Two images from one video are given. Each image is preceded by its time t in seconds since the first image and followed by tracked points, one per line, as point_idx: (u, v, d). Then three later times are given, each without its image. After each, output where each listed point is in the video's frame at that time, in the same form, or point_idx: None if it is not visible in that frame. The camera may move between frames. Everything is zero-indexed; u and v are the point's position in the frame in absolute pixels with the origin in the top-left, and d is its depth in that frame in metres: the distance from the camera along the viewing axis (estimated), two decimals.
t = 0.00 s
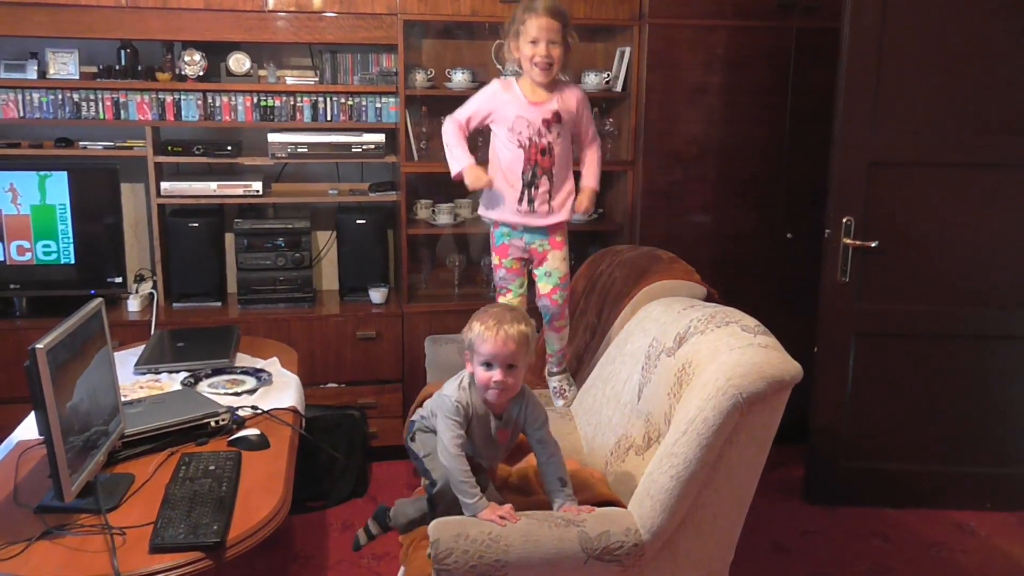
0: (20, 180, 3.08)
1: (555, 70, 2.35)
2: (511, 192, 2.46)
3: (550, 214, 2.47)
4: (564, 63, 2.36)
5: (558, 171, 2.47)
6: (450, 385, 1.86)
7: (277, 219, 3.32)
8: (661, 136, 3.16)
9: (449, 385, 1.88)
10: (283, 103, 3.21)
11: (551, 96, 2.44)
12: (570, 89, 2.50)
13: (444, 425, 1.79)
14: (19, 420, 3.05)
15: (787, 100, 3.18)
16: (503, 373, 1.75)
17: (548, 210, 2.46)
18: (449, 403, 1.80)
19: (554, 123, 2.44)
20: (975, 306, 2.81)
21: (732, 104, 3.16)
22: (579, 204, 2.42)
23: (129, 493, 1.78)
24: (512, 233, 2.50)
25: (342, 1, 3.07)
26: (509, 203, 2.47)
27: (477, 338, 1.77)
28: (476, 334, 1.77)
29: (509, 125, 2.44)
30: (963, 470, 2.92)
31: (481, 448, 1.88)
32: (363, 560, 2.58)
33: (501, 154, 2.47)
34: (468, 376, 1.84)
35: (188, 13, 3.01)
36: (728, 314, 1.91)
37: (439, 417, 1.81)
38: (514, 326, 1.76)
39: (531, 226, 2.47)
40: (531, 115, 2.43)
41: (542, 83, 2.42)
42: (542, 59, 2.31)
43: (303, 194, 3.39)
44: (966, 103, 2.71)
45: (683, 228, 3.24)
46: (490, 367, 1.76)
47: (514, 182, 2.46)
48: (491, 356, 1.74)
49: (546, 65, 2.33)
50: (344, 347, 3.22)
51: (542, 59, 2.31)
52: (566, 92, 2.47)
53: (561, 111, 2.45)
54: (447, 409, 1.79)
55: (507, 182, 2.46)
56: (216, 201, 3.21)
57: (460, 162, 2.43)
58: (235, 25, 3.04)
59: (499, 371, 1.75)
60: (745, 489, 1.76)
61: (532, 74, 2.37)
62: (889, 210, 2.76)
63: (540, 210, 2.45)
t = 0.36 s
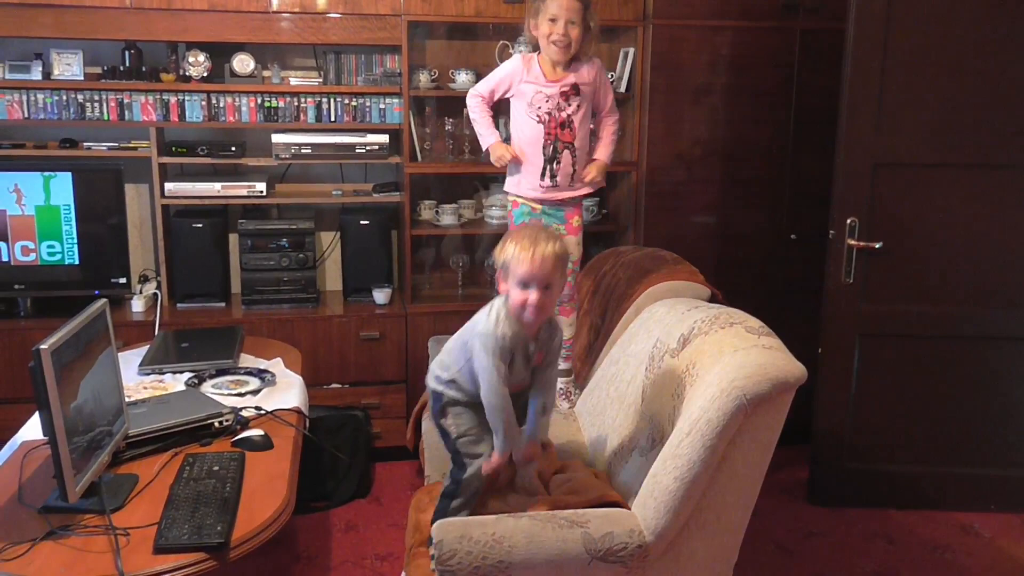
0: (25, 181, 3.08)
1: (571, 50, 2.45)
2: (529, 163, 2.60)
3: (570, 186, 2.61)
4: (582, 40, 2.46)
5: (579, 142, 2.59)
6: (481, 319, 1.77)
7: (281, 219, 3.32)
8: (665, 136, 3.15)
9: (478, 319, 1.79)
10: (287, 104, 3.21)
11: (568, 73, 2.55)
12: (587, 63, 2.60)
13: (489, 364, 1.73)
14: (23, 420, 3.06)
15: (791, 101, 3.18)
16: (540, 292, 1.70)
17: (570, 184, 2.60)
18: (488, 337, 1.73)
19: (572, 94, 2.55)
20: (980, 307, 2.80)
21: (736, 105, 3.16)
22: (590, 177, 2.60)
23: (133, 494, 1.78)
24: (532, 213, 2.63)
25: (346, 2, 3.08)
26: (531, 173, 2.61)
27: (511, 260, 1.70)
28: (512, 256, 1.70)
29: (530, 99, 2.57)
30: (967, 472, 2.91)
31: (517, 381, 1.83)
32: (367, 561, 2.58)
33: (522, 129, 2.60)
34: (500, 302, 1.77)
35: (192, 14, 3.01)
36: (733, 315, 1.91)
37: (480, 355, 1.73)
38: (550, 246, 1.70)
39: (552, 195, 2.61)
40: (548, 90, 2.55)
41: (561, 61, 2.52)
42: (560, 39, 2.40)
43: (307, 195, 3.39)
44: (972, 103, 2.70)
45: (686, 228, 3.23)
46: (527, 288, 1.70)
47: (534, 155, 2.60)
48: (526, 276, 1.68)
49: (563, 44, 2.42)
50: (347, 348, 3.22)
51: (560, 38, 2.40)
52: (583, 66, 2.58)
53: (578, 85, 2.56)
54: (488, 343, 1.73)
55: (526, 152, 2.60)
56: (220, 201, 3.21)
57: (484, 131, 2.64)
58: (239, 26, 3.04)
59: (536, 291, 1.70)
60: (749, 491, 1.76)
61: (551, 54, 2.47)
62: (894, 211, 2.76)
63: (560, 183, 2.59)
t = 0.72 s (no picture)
0: (30, 182, 3.09)
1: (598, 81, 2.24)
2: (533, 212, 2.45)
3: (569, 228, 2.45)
4: (606, 70, 2.26)
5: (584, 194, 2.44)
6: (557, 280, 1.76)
7: (285, 220, 3.33)
8: (669, 138, 3.15)
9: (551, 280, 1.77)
10: (291, 105, 3.22)
11: (590, 118, 2.37)
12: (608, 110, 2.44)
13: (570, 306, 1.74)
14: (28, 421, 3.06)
15: (795, 102, 3.17)
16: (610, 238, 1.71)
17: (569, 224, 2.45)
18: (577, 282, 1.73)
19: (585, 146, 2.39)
20: (985, 309, 2.80)
21: (740, 106, 3.16)
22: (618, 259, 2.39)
23: (138, 495, 1.79)
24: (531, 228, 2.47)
25: (350, 3, 3.08)
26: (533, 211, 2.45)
27: (579, 210, 1.72)
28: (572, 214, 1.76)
29: (542, 137, 2.39)
30: (971, 473, 2.91)
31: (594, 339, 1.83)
32: (371, 562, 2.58)
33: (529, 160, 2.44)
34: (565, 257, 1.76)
35: (196, 15, 3.02)
36: (736, 317, 1.91)
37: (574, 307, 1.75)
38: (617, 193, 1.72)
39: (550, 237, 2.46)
40: (565, 134, 2.38)
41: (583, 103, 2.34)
42: (583, 72, 2.20)
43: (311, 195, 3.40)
44: (976, 105, 2.69)
45: (691, 229, 3.23)
46: (597, 234, 1.71)
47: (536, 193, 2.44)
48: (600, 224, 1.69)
49: (588, 75, 2.22)
50: (352, 349, 3.22)
51: (584, 71, 2.20)
52: (605, 117, 2.41)
53: (596, 136, 2.40)
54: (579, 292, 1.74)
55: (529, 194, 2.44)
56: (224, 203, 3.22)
57: (500, 178, 2.38)
58: (243, 27, 3.05)
59: (606, 236, 1.70)
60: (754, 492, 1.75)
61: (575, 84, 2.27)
62: (898, 213, 2.76)
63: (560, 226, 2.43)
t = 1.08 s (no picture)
0: (35, 182, 3.10)
1: (603, 96, 2.32)
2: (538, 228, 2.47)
3: (574, 242, 2.49)
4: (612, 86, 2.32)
5: (588, 204, 2.48)
6: (630, 301, 1.86)
7: (290, 221, 3.33)
8: (673, 139, 3.15)
9: (631, 284, 1.86)
10: (296, 106, 3.22)
11: (595, 126, 2.44)
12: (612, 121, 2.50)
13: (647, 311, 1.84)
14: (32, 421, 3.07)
15: (800, 104, 3.17)
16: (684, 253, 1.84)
17: (572, 236, 2.48)
18: (674, 328, 1.81)
19: (591, 154, 2.44)
20: (990, 311, 2.79)
21: (745, 108, 3.16)
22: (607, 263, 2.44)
23: (142, 495, 1.79)
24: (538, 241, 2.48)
25: (355, 4, 3.09)
26: (538, 227, 2.47)
27: (654, 224, 1.83)
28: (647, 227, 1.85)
29: (547, 146, 2.44)
30: (976, 476, 2.90)
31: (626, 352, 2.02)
32: (374, 563, 2.58)
33: (535, 176, 2.47)
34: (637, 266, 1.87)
35: (201, 16, 3.02)
36: (741, 320, 1.91)
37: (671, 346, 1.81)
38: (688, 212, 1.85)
39: (557, 244, 2.48)
40: (571, 141, 2.43)
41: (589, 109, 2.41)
42: (592, 85, 2.28)
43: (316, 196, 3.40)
44: (981, 107, 2.69)
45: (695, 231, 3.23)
46: (673, 247, 1.83)
47: (542, 206, 2.47)
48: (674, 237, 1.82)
49: (594, 89, 2.30)
50: (355, 350, 3.22)
51: (591, 83, 2.28)
52: (610, 125, 2.47)
53: (601, 143, 2.46)
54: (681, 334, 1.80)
55: (536, 205, 2.47)
56: (228, 203, 3.22)
57: (500, 185, 2.43)
58: (248, 28, 3.05)
59: (682, 250, 1.83)
60: (757, 494, 1.75)
61: (580, 95, 2.34)
62: (903, 215, 2.75)
63: (565, 236, 2.47)
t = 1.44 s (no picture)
0: (39, 184, 3.10)
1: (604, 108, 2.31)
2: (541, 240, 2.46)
3: (576, 248, 2.52)
4: (612, 97, 2.33)
5: (587, 210, 2.52)
6: (622, 321, 1.83)
7: (293, 223, 3.33)
8: (676, 140, 3.15)
9: (618, 317, 1.84)
10: (299, 108, 3.22)
11: (595, 138, 2.43)
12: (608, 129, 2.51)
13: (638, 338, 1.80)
14: (36, 422, 3.07)
15: (803, 105, 3.17)
16: (675, 282, 1.87)
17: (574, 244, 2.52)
18: (669, 340, 1.77)
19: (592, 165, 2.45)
20: (994, 311, 2.79)
21: (748, 109, 3.15)
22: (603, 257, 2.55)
23: (146, 496, 1.79)
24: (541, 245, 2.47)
25: (358, 6, 3.09)
26: (542, 239, 2.46)
27: (644, 251, 1.88)
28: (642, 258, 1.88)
29: (549, 163, 2.41)
30: (980, 477, 2.90)
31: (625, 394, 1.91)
32: (377, 565, 2.58)
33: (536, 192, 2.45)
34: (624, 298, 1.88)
35: (204, 18, 3.03)
36: (740, 322, 1.91)
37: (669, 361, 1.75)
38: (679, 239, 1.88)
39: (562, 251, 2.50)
40: (572, 156, 2.42)
41: (588, 123, 2.40)
42: (594, 95, 2.26)
43: (319, 197, 3.41)
44: (985, 107, 2.69)
45: (698, 232, 3.23)
46: (662, 276, 1.86)
47: (547, 221, 2.47)
48: (664, 266, 1.85)
49: (595, 98, 2.28)
50: (358, 351, 3.22)
51: (594, 93, 2.26)
52: (607, 137, 2.47)
53: (601, 155, 2.47)
54: (676, 344, 1.75)
55: (541, 222, 2.46)
56: (232, 205, 3.23)
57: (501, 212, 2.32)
58: (252, 30, 3.06)
59: (672, 279, 1.86)
60: (761, 495, 1.75)
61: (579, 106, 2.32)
62: (906, 216, 2.75)
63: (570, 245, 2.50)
